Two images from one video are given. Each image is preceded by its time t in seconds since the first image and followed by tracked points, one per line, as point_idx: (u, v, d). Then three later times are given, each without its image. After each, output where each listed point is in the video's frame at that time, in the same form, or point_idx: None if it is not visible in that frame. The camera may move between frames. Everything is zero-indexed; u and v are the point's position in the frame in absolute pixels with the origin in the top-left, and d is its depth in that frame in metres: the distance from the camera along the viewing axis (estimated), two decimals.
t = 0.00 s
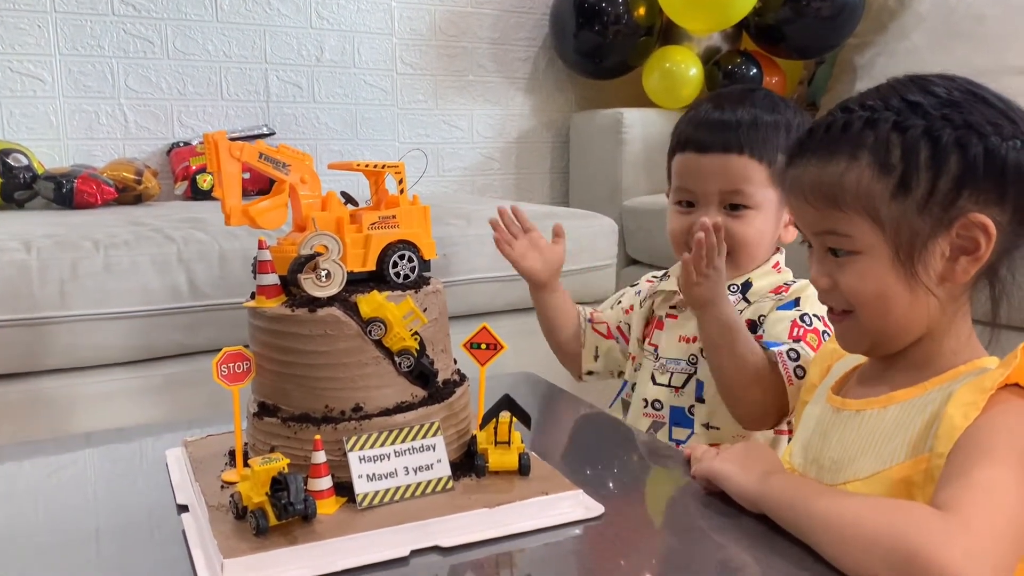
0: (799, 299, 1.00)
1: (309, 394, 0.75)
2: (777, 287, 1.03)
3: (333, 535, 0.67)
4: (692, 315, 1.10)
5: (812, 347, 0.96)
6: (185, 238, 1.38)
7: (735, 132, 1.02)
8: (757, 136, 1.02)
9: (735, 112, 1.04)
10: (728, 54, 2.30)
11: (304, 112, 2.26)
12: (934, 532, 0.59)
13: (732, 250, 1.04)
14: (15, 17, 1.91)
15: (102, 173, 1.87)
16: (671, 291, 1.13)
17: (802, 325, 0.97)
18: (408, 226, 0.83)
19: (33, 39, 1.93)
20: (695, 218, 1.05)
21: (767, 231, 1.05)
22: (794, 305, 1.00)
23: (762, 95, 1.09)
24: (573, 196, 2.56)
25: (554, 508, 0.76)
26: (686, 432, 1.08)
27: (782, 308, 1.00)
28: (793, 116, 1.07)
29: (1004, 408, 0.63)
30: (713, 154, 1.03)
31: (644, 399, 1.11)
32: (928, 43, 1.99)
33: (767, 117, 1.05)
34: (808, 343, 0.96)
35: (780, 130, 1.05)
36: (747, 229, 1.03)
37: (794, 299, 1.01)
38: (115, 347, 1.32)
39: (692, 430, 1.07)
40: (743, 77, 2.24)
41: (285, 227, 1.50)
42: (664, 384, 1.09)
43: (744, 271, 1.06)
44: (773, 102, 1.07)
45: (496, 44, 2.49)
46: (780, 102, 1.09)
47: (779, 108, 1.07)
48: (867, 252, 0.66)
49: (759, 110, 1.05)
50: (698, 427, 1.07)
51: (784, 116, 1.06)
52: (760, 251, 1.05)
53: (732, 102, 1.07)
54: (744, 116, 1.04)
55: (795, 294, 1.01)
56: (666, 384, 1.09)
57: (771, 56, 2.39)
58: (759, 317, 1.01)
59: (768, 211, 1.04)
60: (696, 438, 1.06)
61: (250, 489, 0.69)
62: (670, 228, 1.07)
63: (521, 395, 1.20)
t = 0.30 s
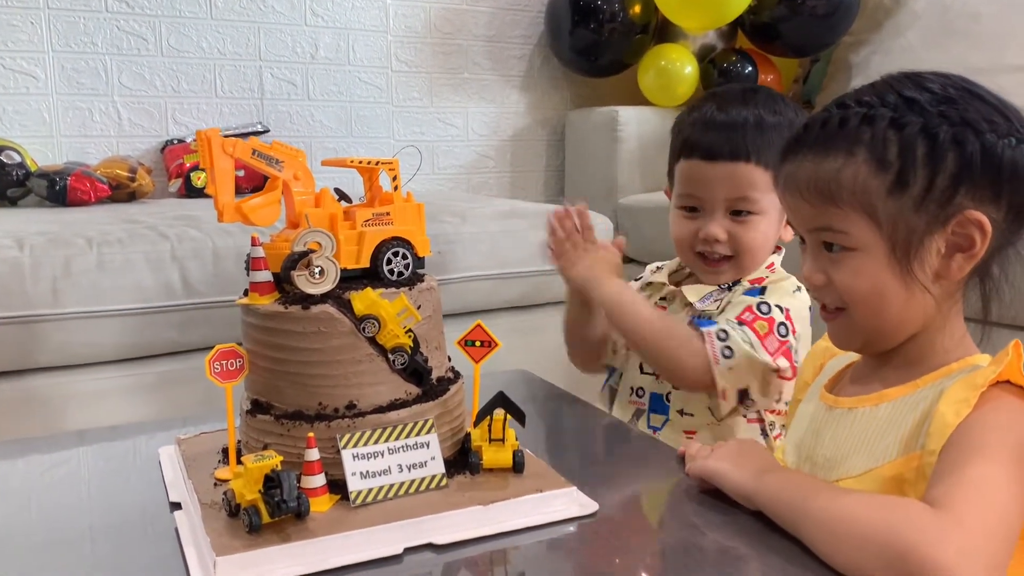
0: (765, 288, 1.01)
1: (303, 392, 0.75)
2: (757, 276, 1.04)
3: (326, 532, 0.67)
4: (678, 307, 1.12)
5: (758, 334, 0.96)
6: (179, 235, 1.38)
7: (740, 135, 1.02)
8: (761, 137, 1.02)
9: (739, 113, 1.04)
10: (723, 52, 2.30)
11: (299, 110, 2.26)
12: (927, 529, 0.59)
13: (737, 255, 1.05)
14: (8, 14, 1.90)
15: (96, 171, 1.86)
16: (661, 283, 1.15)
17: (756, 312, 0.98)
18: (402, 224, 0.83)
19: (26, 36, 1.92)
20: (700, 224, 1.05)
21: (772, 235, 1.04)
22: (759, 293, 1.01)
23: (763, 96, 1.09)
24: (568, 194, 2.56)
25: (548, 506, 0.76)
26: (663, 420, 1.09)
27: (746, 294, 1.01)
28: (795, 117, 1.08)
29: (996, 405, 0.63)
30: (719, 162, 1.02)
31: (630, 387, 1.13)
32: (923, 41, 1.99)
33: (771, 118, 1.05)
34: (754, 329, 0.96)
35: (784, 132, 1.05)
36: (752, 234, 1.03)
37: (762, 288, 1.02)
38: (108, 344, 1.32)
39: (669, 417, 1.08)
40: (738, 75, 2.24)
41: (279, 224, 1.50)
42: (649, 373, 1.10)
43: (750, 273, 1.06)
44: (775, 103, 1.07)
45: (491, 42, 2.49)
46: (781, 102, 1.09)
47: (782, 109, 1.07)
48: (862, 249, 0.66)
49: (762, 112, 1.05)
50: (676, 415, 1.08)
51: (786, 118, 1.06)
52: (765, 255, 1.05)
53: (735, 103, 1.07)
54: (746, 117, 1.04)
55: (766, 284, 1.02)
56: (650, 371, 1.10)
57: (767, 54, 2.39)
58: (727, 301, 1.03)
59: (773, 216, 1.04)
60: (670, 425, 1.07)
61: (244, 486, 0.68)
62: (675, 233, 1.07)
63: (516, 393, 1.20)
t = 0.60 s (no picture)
0: (781, 302, 1.00)
1: (292, 387, 0.74)
2: (762, 285, 1.03)
3: (315, 530, 0.67)
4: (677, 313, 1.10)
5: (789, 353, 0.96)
6: (168, 230, 1.37)
7: (737, 130, 1.01)
8: (757, 134, 1.02)
9: (738, 109, 1.04)
10: (716, 50, 2.30)
11: (291, 105, 2.25)
12: (918, 526, 0.58)
13: (726, 249, 1.04)
14: None
15: (85, 166, 1.85)
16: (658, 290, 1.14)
17: (782, 330, 0.97)
18: (392, 218, 0.83)
19: (15, 29, 1.91)
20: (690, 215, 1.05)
21: (762, 231, 1.04)
22: (775, 308, 1.00)
23: (765, 93, 1.08)
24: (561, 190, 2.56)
25: (538, 503, 0.75)
26: (668, 428, 1.08)
27: (763, 311, 1.00)
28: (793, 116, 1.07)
29: (986, 401, 0.63)
30: (714, 152, 1.02)
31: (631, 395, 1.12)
32: (916, 39, 2.00)
33: (769, 116, 1.04)
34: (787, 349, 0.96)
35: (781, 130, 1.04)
36: (742, 229, 1.03)
37: (776, 301, 1.00)
38: (96, 340, 1.31)
39: (675, 426, 1.08)
40: (731, 72, 2.24)
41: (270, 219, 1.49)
42: (650, 381, 1.10)
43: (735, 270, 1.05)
44: (774, 101, 1.07)
45: (484, 38, 2.48)
46: (781, 100, 1.08)
47: (780, 108, 1.06)
48: (854, 245, 0.66)
49: (760, 108, 1.05)
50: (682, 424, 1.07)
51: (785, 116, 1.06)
52: (754, 252, 1.05)
53: (736, 99, 1.06)
54: (744, 113, 1.03)
55: (777, 296, 1.00)
56: (653, 379, 1.10)
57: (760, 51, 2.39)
58: (741, 317, 1.02)
59: (764, 213, 1.04)
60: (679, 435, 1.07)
61: (231, 483, 0.68)
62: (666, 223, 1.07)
63: (508, 389, 1.19)
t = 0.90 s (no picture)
0: (755, 301, 1.00)
1: (286, 382, 0.73)
2: (744, 282, 1.03)
3: (309, 525, 0.66)
4: (661, 305, 1.10)
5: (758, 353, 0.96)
6: (161, 225, 1.36)
7: (736, 126, 1.01)
8: (756, 130, 1.01)
9: (738, 105, 1.03)
10: (712, 46, 2.29)
11: (285, 100, 2.23)
12: (915, 521, 0.58)
13: (718, 246, 1.04)
14: None
15: (78, 160, 1.84)
16: (643, 283, 1.14)
17: (752, 329, 0.97)
18: (388, 212, 0.82)
19: (6, 22, 1.89)
20: (686, 208, 1.05)
21: (755, 230, 1.04)
22: (750, 306, 1.00)
23: (767, 90, 1.08)
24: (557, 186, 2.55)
25: (534, 498, 0.75)
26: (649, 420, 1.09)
27: (736, 308, 1.00)
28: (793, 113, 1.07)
29: (984, 396, 0.63)
30: (712, 146, 1.01)
31: (616, 386, 1.12)
32: (911, 36, 2.00)
33: (769, 113, 1.04)
34: (754, 348, 0.96)
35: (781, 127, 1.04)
36: (736, 226, 1.02)
37: (751, 300, 1.00)
38: (89, 335, 1.30)
39: (655, 418, 1.08)
40: (727, 69, 2.23)
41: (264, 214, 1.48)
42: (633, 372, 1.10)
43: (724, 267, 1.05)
44: (775, 98, 1.07)
45: (480, 33, 2.47)
46: (782, 98, 1.08)
47: (780, 105, 1.06)
48: (851, 242, 0.66)
49: (760, 105, 1.04)
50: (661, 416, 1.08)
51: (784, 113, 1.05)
52: (746, 250, 1.05)
53: (736, 95, 1.06)
54: (743, 110, 1.03)
55: (754, 295, 1.00)
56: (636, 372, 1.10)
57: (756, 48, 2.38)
58: (717, 314, 1.02)
59: (759, 211, 1.03)
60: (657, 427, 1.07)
61: (224, 478, 0.67)
62: (662, 214, 1.07)
63: (504, 385, 1.19)
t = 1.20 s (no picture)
0: (769, 299, 0.99)
1: (287, 381, 0.73)
2: (756, 283, 1.03)
3: (310, 526, 0.66)
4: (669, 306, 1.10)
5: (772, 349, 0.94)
6: (160, 222, 1.35)
7: (734, 125, 1.01)
8: (755, 129, 1.01)
9: (735, 103, 1.03)
10: (711, 45, 2.29)
11: (283, 97, 2.23)
12: (920, 522, 0.58)
13: (723, 246, 1.04)
14: None
15: (76, 157, 1.83)
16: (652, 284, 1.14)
17: (766, 325, 0.96)
18: (389, 211, 0.82)
19: (3, 19, 1.88)
20: (689, 210, 1.04)
21: (759, 228, 1.04)
22: (764, 305, 0.99)
23: (764, 87, 1.08)
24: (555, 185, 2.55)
25: (536, 499, 0.74)
26: (655, 422, 1.08)
27: (751, 306, 1.00)
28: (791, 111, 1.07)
29: (989, 396, 0.63)
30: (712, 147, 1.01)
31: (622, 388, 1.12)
32: (910, 36, 1.99)
33: (767, 110, 1.04)
34: (768, 344, 0.94)
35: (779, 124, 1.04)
36: (740, 225, 1.02)
37: (765, 298, 1.00)
38: (87, 333, 1.29)
39: (663, 420, 1.07)
40: (726, 67, 2.23)
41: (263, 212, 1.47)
42: (639, 373, 1.10)
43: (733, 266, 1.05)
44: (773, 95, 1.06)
45: (478, 31, 2.47)
46: (780, 95, 1.08)
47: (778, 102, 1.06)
48: (855, 243, 0.65)
49: (757, 102, 1.04)
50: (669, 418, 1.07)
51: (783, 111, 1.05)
52: (751, 249, 1.04)
53: (734, 93, 1.05)
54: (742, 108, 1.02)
55: (767, 293, 1.00)
56: (641, 373, 1.09)
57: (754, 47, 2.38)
58: (730, 312, 1.01)
59: (762, 209, 1.03)
60: (665, 428, 1.06)
61: (225, 478, 0.67)
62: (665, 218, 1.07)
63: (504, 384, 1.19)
